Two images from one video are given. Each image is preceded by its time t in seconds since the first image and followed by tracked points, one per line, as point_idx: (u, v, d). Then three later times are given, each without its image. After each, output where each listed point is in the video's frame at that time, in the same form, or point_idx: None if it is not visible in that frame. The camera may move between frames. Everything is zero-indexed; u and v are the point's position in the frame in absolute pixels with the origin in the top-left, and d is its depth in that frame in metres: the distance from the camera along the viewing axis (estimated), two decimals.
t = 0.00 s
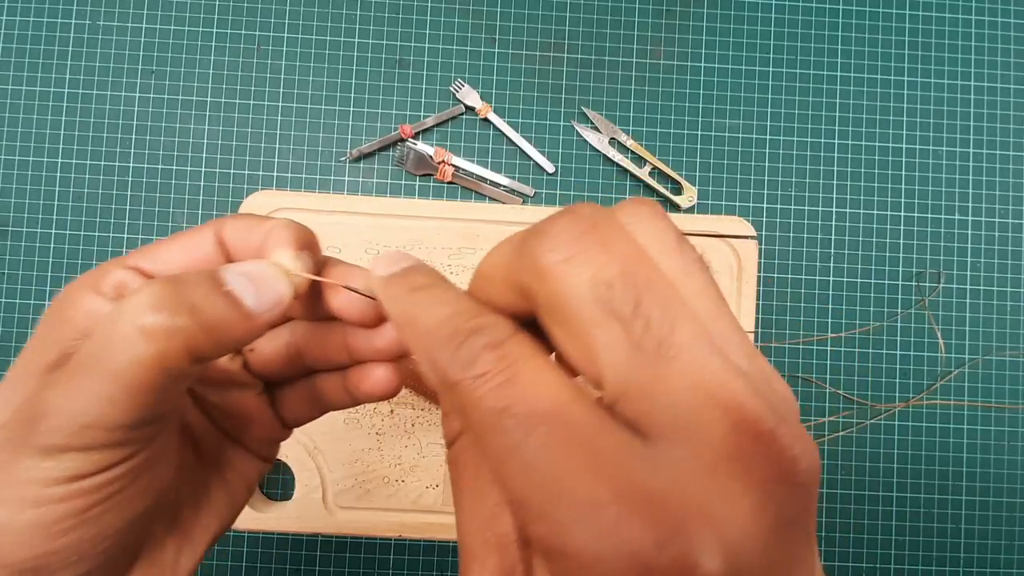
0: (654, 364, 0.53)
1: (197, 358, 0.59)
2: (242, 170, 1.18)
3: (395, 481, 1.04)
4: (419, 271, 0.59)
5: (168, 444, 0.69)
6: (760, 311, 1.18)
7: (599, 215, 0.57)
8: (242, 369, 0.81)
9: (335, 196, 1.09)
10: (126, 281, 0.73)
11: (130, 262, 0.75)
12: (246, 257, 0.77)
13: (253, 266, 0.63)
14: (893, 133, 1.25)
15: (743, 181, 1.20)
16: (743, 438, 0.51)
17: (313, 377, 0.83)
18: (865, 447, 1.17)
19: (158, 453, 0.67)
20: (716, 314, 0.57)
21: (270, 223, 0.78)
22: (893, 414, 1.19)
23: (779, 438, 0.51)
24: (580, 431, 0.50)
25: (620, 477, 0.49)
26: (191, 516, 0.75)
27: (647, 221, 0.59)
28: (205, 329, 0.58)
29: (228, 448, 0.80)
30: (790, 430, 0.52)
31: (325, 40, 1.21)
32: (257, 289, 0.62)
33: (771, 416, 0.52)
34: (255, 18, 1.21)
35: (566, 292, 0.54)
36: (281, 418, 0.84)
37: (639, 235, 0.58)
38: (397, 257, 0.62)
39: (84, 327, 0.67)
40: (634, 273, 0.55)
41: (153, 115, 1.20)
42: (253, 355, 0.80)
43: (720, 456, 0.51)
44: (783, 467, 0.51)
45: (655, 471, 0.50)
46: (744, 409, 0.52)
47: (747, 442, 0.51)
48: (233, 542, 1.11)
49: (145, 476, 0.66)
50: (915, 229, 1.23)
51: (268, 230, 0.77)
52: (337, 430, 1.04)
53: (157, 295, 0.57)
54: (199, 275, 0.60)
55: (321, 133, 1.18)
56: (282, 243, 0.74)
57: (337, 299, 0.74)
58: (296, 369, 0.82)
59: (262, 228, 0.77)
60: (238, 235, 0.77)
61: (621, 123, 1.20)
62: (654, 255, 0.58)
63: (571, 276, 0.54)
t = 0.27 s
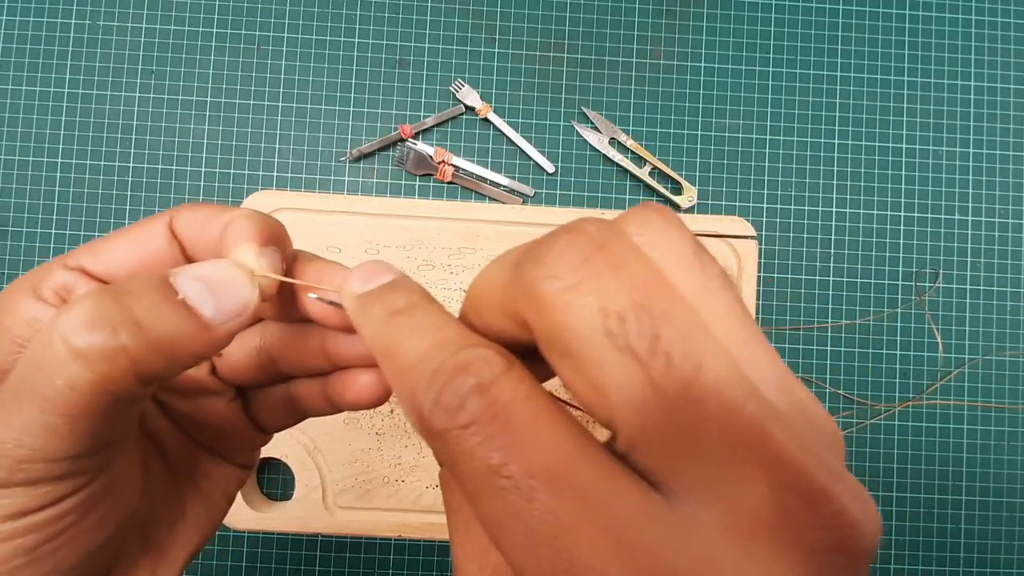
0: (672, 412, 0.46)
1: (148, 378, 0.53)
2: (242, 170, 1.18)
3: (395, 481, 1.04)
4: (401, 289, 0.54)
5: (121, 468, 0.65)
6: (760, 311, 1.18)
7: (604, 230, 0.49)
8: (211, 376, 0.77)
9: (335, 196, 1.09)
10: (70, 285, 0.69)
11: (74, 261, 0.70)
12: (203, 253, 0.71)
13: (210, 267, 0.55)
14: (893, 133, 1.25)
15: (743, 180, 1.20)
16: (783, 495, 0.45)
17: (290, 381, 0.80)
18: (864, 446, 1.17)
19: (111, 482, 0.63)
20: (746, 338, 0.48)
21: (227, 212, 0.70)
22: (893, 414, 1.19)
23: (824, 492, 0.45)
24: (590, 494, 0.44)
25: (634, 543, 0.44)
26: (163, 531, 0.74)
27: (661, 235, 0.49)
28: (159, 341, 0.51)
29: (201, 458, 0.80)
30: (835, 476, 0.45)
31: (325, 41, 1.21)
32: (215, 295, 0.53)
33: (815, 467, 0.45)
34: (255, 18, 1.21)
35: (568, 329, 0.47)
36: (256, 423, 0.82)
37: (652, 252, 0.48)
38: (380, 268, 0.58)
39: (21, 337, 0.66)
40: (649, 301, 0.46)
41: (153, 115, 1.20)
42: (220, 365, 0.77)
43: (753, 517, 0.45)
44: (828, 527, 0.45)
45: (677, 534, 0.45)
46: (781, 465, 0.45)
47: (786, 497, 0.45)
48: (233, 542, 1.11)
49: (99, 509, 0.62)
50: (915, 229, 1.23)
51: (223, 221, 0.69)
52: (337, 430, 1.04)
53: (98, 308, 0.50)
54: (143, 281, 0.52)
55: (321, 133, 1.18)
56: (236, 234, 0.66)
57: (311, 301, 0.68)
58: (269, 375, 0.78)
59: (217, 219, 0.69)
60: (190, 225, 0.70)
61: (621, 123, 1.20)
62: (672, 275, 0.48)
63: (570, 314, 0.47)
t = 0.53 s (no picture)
0: (729, 426, 0.45)
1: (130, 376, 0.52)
2: (242, 170, 1.18)
3: (395, 481, 1.04)
4: (428, 289, 0.54)
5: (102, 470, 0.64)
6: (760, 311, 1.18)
7: (661, 235, 0.49)
8: (205, 371, 0.77)
9: (334, 196, 1.09)
10: (50, 274, 0.68)
11: (54, 249, 0.69)
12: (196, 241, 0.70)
13: (198, 254, 0.53)
14: (892, 133, 1.25)
15: (743, 180, 1.20)
16: (843, 511, 0.44)
17: (287, 376, 0.80)
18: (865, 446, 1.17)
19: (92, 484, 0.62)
20: (799, 349, 0.47)
21: (222, 198, 0.69)
22: (893, 414, 1.19)
23: (884, 510, 0.44)
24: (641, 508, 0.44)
25: (683, 555, 0.44)
26: (154, 530, 0.74)
27: (711, 242, 0.49)
28: (142, 333, 0.50)
29: (194, 453, 0.80)
30: (894, 493, 0.44)
31: (325, 41, 1.21)
32: (203, 284, 0.52)
33: (876, 484, 0.44)
34: (255, 18, 1.21)
35: (625, 334, 0.47)
36: (252, 418, 0.82)
37: (702, 257, 0.48)
38: (406, 266, 0.57)
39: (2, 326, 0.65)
40: (707, 307, 0.46)
41: (152, 115, 1.20)
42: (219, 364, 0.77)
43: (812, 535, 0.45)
44: (890, 544, 0.44)
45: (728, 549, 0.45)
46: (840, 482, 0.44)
47: (845, 514, 0.44)
48: (233, 542, 1.11)
49: (82, 510, 0.61)
50: (915, 229, 1.23)
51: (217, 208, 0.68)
52: (336, 430, 1.04)
53: (75, 296, 0.48)
54: (128, 269, 0.50)
55: (321, 133, 1.18)
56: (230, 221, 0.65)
57: (310, 294, 0.68)
58: (265, 371, 0.78)
59: (210, 206, 0.69)
60: (183, 211, 0.69)
61: (621, 123, 1.20)
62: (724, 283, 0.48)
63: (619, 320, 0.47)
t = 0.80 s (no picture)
0: (727, 425, 0.46)
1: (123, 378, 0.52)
2: (242, 170, 1.18)
3: (395, 481, 1.04)
4: (440, 284, 0.54)
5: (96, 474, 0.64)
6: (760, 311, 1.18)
7: (657, 236, 0.49)
8: (201, 373, 0.78)
9: (335, 197, 1.09)
10: (45, 273, 0.67)
11: (49, 247, 0.69)
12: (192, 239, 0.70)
13: (196, 254, 0.53)
14: (892, 133, 1.25)
15: (743, 180, 1.20)
16: (843, 510, 0.44)
17: (286, 380, 0.80)
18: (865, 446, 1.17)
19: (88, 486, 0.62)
20: (799, 349, 0.47)
21: (218, 196, 0.69)
22: (893, 414, 1.19)
23: (886, 508, 0.43)
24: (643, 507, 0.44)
25: (683, 555, 0.44)
26: (152, 532, 0.74)
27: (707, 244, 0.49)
28: (135, 337, 0.49)
29: (193, 456, 0.80)
30: (894, 491, 0.44)
31: (325, 41, 1.21)
32: (200, 285, 0.52)
33: (877, 481, 0.44)
34: (256, 18, 1.21)
35: (622, 336, 0.47)
36: (249, 420, 0.82)
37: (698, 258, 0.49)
38: (417, 260, 0.58)
39: None
40: (704, 309, 0.47)
41: (152, 115, 1.20)
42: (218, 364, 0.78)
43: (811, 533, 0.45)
44: (890, 541, 0.44)
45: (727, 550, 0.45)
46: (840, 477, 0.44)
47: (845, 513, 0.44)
48: (233, 542, 1.11)
49: (76, 516, 0.61)
50: (915, 229, 1.23)
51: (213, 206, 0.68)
52: (337, 430, 1.04)
53: (68, 298, 0.48)
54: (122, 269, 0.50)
55: (321, 133, 1.18)
56: (228, 220, 0.65)
57: (311, 293, 0.67)
58: (263, 374, 0.78)
59: (206, 203, 0.69)
60: (178, 210, 0.69)
61: (621, 123, 1.20)
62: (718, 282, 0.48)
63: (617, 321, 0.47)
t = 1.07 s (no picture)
0: (710, 433, 0.45)
1: (110, 379, 0.52)
2: (242, 170, 1.18)
3: (395, 481, 1.04)
4: (422, 288, 0.55)
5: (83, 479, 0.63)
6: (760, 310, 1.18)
7: (633, 240, 0.49)
8: (192, 378, 0.77)
9: (335, 197, 1.09)
10: (32, 276, 0.67)
11: (37, 251, 0.69)
12: (178, 241, 0.70)
13: (183, 256, 0.53)
14: (892, 133, 1.25)
15: (743, 181, 1.20)
16: (829, 522, 0.43)
17: (275, 384, 0.80)
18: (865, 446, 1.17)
19: (74, 492, 0.62)
20: (787, 353, 0.47)
21: (203, 199, 0.69)
22: (893, 414, 1.19)
23: (874, 519, 0.42)
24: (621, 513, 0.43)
25: (680, 556, 0.44)
26: (141, 535, 0.74)
27: (693, 245, 0.50)
28: (119, 340, 0.50)
29: (183, 459, 0.80)
30: (884, 501, 0.43)
31: (325, 41, 1.21)
32: (186, 287, 0.51)
33: (866, 490, 0.43)
34: (256, 18, 1.21)
35: (597, 346, 0.47)
36: (239, 422, 0.82)
37: (681, 261, 0.49)
38: (402, 262, 0.59)
39: None
40: (682, 316, 0.46)
41: (152, 115, 1.20)
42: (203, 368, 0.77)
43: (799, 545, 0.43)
44: (877, 553, 0.43)
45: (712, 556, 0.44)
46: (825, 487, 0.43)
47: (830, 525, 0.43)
48: (233, 542, 1.11)
49: (64, 520, 0.61)
50: (915, 229, 1.23)
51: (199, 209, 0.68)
52: (337, 430, 1.04)
53: (51, 301, 0.48)
54: (105, 271, 0.50)
55: (321, 133, 1.18)
56: (214, 223, 0.65)
57: (298, 295, 0.67)
58: (252, 377, 0.77)
59: (193, 205, 0.69)
60: (165, 211, 0.69)
61: (621, 123, 1.20)
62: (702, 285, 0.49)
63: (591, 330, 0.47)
